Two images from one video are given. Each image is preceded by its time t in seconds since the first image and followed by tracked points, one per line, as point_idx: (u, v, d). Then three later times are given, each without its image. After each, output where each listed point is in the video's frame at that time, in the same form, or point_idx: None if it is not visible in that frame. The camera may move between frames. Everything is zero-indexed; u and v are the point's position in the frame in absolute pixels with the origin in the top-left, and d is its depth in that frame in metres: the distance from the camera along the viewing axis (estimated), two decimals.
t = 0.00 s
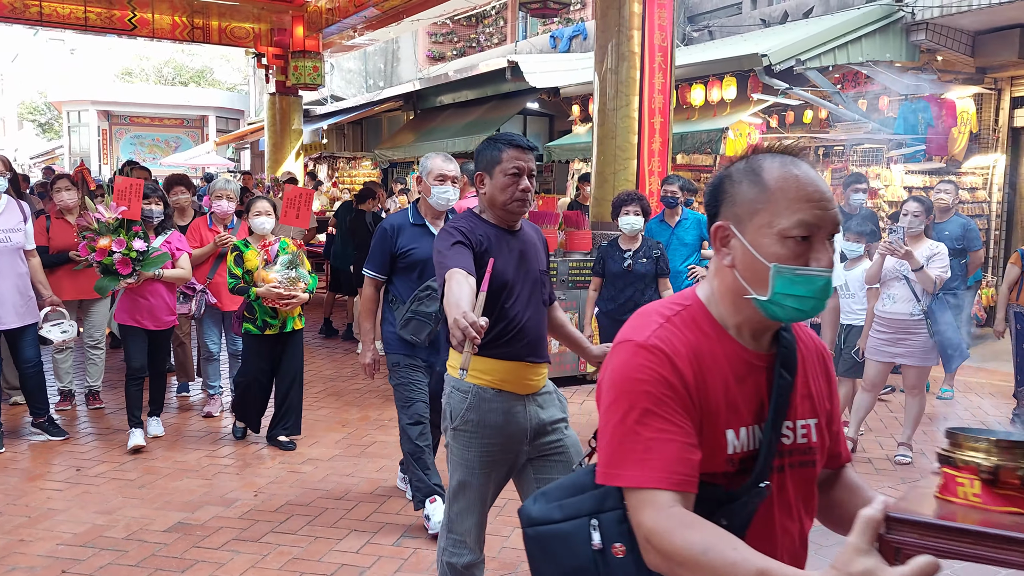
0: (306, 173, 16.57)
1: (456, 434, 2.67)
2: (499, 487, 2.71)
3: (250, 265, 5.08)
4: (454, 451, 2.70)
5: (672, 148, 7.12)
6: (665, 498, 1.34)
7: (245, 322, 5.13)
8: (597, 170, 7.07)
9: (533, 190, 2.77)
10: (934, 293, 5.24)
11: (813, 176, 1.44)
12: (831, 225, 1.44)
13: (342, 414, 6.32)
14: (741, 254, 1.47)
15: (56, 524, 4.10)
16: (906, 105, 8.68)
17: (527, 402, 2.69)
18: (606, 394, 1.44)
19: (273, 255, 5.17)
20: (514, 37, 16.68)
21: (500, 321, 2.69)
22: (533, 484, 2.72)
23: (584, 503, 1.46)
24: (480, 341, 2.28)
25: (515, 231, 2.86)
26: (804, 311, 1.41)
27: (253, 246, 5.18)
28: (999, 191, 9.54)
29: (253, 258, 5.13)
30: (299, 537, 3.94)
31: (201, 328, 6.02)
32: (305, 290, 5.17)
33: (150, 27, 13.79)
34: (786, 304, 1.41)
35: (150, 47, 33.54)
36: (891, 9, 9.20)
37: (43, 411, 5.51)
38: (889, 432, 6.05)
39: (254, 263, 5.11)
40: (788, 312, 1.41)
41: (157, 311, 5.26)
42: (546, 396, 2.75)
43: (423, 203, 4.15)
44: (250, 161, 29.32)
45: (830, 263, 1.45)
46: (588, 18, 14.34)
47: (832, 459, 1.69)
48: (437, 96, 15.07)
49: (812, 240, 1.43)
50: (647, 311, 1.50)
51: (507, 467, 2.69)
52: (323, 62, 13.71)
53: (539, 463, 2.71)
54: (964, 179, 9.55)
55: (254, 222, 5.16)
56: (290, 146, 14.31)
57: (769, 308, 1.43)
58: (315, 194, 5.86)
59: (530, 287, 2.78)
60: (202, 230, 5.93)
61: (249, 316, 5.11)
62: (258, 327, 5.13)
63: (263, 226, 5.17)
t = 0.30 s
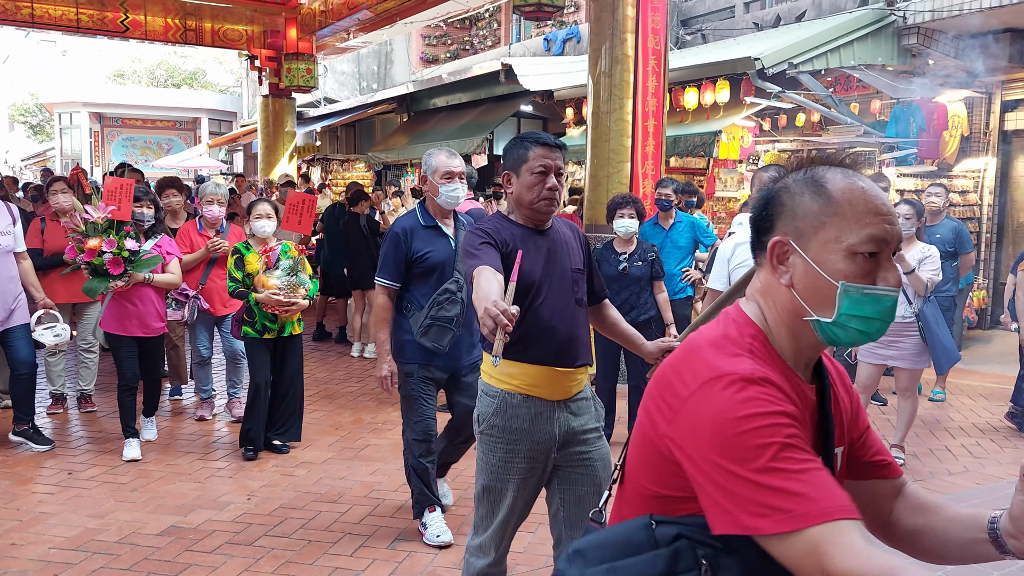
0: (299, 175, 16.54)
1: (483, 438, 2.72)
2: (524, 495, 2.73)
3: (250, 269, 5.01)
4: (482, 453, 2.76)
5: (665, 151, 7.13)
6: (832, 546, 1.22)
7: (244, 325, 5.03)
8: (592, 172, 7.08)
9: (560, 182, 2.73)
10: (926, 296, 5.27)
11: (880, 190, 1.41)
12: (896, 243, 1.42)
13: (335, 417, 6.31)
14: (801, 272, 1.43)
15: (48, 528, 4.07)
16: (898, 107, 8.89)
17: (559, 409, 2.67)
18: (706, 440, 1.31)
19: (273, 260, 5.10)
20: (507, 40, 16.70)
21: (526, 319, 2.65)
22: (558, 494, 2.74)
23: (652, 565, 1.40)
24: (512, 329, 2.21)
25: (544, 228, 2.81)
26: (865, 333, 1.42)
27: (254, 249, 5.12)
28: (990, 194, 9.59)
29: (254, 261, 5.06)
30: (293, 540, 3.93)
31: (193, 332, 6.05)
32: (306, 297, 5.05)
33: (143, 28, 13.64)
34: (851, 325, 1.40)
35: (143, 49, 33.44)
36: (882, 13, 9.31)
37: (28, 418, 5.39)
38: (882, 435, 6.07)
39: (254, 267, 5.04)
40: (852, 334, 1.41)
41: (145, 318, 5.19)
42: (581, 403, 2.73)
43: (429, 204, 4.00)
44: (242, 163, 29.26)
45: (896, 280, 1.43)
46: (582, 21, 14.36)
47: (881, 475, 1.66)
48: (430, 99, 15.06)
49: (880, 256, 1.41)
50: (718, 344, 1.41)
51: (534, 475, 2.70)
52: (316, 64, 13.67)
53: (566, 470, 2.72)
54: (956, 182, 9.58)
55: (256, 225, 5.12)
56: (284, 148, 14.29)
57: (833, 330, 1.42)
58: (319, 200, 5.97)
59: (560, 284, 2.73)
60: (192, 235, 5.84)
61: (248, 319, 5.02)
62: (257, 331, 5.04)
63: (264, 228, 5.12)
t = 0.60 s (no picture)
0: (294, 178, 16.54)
1: (467, 439, 2.75)
2: (510, 498, 2.74)
3: (251, 273, 4.96)
4: (467, 456, 2.79)
5: (661, 153, 7.15)
6: None
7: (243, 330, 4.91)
8: (587, 175, 7.10)
9: (555, 188, 2.73)
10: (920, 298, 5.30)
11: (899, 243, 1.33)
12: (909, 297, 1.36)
13: (331, 420, 6.31)
14: (818, 322, 1.34)
15: (43, 531, 4.06)
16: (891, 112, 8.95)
17: (542, 414, 2.68)
18: (812, 512, 1.15)
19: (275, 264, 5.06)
20: (503, 43, 16.74)
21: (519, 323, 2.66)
22: (542, 497, 2.76)
23: None
24: (517, 318, 2.19)
25: (537, 237, 2.80)
26: (877, 388, 1.36)
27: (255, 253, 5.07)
28: (984, 197, 9.63)
29: (254, 265, 5.03)
30: (289, 543, 3.92)
31: (194, 339, 6.00)
32: (307, 303, 4.98)
33: (138, 31, 13.69)
34: (865, 381, 1.34)
35: (137, 51, 33.39)
36: (877, 16, 9.27)
37: (22, 431, 5.26)
38: (877, 437, 6.09)
39: (255, 271, 5.01)
40: (863, 389, 1.35)
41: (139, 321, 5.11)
42: (565, 407, 2.74)
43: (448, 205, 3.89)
44: (237, 166, 29.23)
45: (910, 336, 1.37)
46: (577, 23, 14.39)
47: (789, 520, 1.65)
48: (426, 102, 15.07)
49: (897, 312, 1.34)
50: (778, 400, 1.26)
51: (516, 478, 2.71)
52: (311, 67, 13.64)
53: (549, 472, 2.74)
54: (949, 184, 9.62)
55: (257, 228, 5.06)
56: (279, 151, 14.29)
57: (846, 382, 1.35)
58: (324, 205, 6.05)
59: (553, 293, 2.74)
60: (194, 239, 5.78)
61: (247, 324, 4.90)
62: (257, 337, 4.92)
63: (265, 232, 5.05)
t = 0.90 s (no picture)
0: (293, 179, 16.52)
1: (461, 442, 2.75)
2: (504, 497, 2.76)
3: (257, 273, 4.90)
4: (461, 457, 2.79)
5: (660, 154, 7.15)
6: None
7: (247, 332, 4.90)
8: (586, 176, 7.11)
9: (546, 189, 2.74)
10: (920, 300, 5.29)
11: (811, 272, 1.47)
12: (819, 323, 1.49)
13: (331, 421, 6.31)
14: (736, 345, 1.44)
15: (44, 532, 4.06)
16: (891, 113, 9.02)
17: (536, 414, 2.71)
18: (732, 545, 1.21)
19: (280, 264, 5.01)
20: (502, 44, 16.75)
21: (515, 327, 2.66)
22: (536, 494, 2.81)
23: None
24: (507, 327, 2.23)
25: (529, 239, 2.81)
26: (790, 408, 1.48)
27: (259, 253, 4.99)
28: (984, 198, 9.64)
29: (260, 266, 4.94)
30: (290, 544, 3.92)
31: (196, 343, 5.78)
32: (314, 302, 4.94)
33: (137, 32, 13.65)
34: (779, 401, 1.46)
35: (136, 52, 33.37)
36: (876, 17, 9.27)
37: (25, 434, 5.24)
38: (876, 438, 6.10)
39: (260, 271, 4.93)
40: (779, 408, 1.46)
41: (144, 327, 4.98)
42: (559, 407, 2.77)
43: (491, 208, 4.18)
44: (236, 167, 29.19)
45: (821, 359, 1.49)
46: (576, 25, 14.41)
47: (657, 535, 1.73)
48: (425, 103, 15.08)
49: (809, 337, 1.46)
50: (699, 428, 1.31)
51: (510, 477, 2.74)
52: (311, 68, 13.61)
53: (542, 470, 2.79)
54: (949, 186, 9.63)
55: (261, 228, 4.99)
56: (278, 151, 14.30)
57: (762, 403, 1.46)
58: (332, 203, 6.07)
59: (547, 295, 2.75)
60: (202, 239, 5.81)
61: (252, 326, 4.90)
62: (260, 339, 4.91)
63: (269, 232, 4.98)
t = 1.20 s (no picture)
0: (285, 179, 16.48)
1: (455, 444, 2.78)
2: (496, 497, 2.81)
3: (250, 274, 4.87)
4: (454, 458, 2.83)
5: (652, 155, 7.17)
6: None
7: (239, 333, 4.87)
8: (578, 177, 7.12)
9: (537, 190, 2.74)
10: (911, 300, 5.32)
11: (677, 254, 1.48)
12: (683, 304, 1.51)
13: (322, 421, 6.30)
14: (619, 328, 1.43)
15: (34, 534, 4.03)
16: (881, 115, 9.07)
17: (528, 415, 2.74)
18: (617, 527, 1.22)
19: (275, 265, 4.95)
20: (494, 44, 16.74)
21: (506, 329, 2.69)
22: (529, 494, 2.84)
23: None
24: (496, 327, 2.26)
25: (520, 240, 2.83)
26: (655, 385, 1.50)
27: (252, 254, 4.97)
28: (973, 200, 9.70)
29: (252, 267, 4.91)
30: (282, 545, 3.91)
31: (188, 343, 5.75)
32: (310, 304, 4.89)
33: (127, 31, 13.64)
34: (647, 379, 1.48)
35: (126, 51, 33.20)
36: (866, 19, 9.33)
37: (15, 435, 5.22)
38: (867, 438, 6.13)
39: (253, 273, 4.90)
40: (643, 385, 1.48)
41: (142, 329, 4.94)
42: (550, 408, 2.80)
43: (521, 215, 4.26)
44: (227, 167, 29.07)
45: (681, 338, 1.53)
46: (568, 25, 14.42)
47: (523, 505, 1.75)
48: (417, 103, 15.06)
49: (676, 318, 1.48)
50: (578, 416, 1.30)
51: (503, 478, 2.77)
52: (302, 67, 13.55)
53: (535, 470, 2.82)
54: (939, 188, 9.68)
55: (254, 229, 4.98)
56: (269, 150, 14.31)
57: (631, 383, 1.46)
58: (329, 202, 6.04)
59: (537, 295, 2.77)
60: (191, 240, 5.77)
61: (245, 329, 4.86)
62: (254, 341, 4.88)
63: (262, 232, 4.97)
